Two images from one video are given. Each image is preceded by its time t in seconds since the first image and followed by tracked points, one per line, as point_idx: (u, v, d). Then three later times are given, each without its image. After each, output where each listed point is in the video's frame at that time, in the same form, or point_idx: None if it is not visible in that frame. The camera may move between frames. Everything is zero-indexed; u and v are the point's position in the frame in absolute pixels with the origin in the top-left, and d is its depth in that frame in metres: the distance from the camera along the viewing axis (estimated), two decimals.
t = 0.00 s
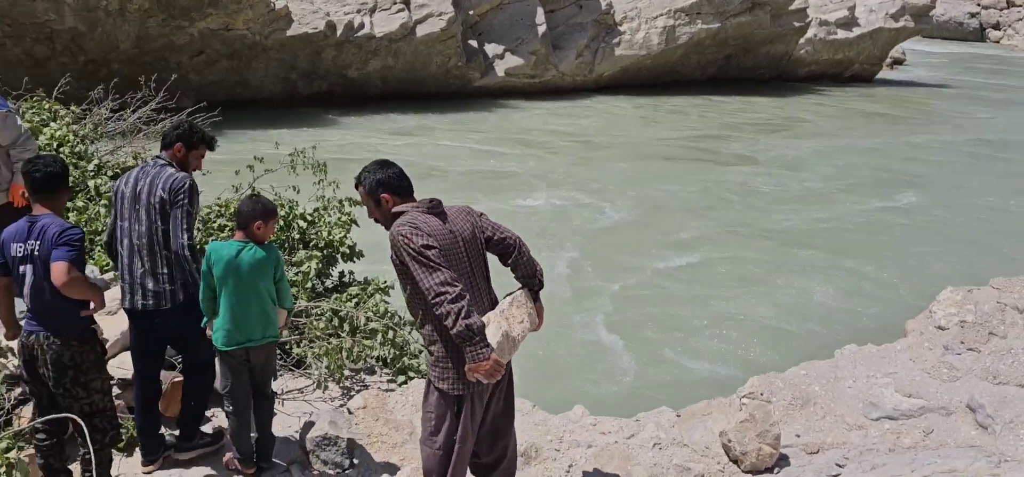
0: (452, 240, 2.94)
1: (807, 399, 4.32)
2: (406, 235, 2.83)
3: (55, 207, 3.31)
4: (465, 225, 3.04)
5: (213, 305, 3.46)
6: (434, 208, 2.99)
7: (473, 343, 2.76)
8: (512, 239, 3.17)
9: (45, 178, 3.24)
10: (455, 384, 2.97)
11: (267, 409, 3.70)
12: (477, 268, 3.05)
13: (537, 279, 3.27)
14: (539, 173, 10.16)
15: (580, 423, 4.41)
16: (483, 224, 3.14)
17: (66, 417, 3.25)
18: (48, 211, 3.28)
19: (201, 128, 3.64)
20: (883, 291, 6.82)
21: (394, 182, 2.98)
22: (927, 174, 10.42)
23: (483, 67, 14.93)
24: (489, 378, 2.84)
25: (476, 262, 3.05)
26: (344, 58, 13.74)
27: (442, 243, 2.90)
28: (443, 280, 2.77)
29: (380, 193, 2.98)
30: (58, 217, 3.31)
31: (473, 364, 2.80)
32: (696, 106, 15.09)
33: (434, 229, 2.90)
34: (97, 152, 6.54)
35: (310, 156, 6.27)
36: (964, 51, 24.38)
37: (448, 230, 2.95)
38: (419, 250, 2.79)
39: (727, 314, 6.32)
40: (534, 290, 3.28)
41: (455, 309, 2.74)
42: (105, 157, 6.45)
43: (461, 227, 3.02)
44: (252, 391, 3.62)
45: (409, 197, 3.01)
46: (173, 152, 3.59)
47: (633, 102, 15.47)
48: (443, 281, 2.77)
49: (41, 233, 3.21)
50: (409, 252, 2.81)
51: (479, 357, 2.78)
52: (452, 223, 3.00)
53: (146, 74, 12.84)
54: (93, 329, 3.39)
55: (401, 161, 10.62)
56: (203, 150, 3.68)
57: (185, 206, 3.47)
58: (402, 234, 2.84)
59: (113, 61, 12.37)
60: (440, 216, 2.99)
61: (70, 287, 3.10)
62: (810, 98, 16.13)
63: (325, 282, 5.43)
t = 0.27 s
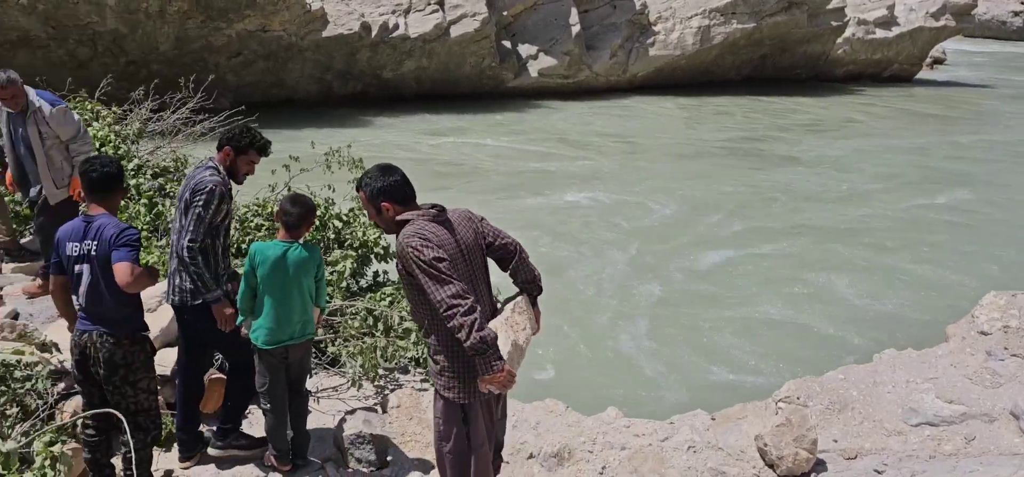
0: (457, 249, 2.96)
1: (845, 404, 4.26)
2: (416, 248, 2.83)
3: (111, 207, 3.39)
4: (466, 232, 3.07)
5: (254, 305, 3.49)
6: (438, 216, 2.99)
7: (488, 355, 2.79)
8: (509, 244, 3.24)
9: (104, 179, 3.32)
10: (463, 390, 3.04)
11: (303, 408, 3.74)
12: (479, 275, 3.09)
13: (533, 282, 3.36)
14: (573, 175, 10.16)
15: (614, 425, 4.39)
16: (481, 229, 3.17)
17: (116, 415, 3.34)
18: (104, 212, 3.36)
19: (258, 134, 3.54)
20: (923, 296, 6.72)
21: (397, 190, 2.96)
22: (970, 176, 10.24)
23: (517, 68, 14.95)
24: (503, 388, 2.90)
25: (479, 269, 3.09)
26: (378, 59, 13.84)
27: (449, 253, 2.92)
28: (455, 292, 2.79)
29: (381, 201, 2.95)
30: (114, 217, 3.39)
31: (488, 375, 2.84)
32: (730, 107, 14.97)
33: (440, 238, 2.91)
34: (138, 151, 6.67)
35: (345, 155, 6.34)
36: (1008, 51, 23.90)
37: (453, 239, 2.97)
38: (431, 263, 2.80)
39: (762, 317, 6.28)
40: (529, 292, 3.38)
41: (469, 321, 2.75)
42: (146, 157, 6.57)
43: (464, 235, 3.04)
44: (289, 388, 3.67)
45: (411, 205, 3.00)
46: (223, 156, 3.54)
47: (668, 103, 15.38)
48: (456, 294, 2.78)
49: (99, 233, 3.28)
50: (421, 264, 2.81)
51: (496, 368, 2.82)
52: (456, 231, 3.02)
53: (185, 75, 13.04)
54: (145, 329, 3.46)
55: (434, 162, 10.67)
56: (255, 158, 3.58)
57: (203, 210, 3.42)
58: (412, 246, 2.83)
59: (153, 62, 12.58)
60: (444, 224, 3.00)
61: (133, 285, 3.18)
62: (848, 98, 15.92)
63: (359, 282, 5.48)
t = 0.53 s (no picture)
0: (455, 253, 2.98)
1: (883, 408, 4.20)
2: (418, 252, 2.83)
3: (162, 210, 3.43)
4: (463, 237, 3.09)
5: (292, 306, 3.51)
6: (435, 222, 3.01)
7: (494, 357, 2.79)
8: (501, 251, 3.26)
9: (156, 182, 3.37)
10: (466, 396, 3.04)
11: (337, 407, 3.78)
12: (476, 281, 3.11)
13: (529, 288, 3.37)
14: (606, 176, 10.13)
15: (647, 427, 4.36)
16: (475, 235, 3.20)
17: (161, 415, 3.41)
18: (155, 215, 3.40)
19: (319, 144, 3.54)
20: (963, 302, 6.61)
21: (393, 195, 3.00)
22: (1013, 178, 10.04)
23: (550, 68, 14.95)
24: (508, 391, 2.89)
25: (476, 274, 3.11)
26: (412, 60, 13.92)
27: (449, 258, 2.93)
28: (459, 295, 2.79)
29: (377, 208, 2.98)
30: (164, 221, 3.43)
31: (495, 379, 2.82)
32: (765, 107, 14.82)
33: (439, 243, 2.92)
34: (178, 151, 6.78)
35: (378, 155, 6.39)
36: None
37: (452, 244, 2.99)
38: (433, 267, 2.80)
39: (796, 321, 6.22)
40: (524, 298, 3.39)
41: (474, 323, 2.76)
42: (185, 158, 6.68)
43: (460, 240, 3.06)
44: (324, 387, 3.71)
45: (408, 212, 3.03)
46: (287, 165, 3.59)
47: (702, 103, 15.27)
48: (460, 297, 2.79)
49: (149, 236, 3.33)
50: (423, 269, 2.81)
51: (503, 371, 2.81)
52: (453, 238, 3.03)
53: (222, 76, 13.21)
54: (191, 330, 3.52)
55: (467, 162, 10.70)
56: (317, 168, 3.58)
57: (253, 217, 3.53)
58: (414, 251, 2.84)
59: (191, 63, 12.78)
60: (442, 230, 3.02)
61: (183, 289, 3.23)
62: (886, 99, 15.68)
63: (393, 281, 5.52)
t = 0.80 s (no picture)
0: (434, 261, 3.07)
1: (921, 410, 4.14)
2: (396, 258, 2.93)
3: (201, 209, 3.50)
4: (443, 246, 3.18)
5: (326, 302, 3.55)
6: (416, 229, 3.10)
7: (464, 364, 2.89)
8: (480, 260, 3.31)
9: (194, 182, 3.44)
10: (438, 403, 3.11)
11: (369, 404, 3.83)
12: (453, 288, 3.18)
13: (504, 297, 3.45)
14: (639, 173, 10.08)
15: (679, 427, 4.33)
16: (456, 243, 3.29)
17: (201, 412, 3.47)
18: (193, 213, 3.47)
19: (382, 139, 3.63)
20: (1005, 302, 6.49)
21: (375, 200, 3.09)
22: None
23: (583, 65, 14.92)
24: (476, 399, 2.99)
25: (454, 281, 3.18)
26: (445, 57, 13.96)
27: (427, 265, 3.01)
28: (433, 302, 2.89)
29: (361, 211, 3.07)
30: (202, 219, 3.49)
31: (463, 387, 2.92)
32: (801, 104, 14.64)
33: (419, 250, 3.01)
34: (214, 149, 6.89)
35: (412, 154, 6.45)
36: None
37: (431, 251, 3.07)
38: (411, 273, 2.90)
39: (832, 322, 6.14)
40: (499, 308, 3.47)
41: (446, 330, 2.86)
42: (221, 155, 6.79)
43: (439, 248, 3.14)
44: (357, 383, 3.74)
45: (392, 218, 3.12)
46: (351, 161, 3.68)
47: (736, 100, 15.11)
48: (433, 305, 2.89)
49: (186, 235, 3.40)
50: (400, 274, 2.91)
51: (472, 379, 2.91)
52: (433, 245, 3.11)
53: (258, 74, 13.37)
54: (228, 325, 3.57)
55: (499, 159, 10.71)
56: (382, 160, 3.67)
57: (328, 219, 3.79)
58: (393, 256, 2.93)
59: (227, 62, 12.97)
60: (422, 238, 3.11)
61: (217, 287, 3.28)
62: (926, 95, 15.41)
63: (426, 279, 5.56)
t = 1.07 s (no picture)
0: (417, 252, 3.09)
1: (960, 410, 4.07)
2: (373, 251, 2.97)
3: (228, 200, 3.55)
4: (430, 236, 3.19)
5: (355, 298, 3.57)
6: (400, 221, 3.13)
7: (437, 355, 2.92)
8: (473, 249, 3.33)
9: (220, 174, 3.49)
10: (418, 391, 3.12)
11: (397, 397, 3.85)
12: (441, 277, 3.21)
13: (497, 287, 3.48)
14: (670, 169, 10.02)
15: (711, 424, 4.29)
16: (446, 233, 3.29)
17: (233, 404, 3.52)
18: (219, 205, 3.52)
19: (461, 142, 3.82)
20: None
21: (364, 188, 3.16)
22: None
23: (615, 61, 14.86)
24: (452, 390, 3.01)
25: (441, 270, 3.21)
26: (477, 53, 13.98)
27: (408, 255, 3.04)
28: (408, 294, 2.93)
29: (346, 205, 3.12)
30: (228, 210, 3.55)
31: (437, 378, 2.97)
32: (836, 99, 14.44)
33: (399, 242, 3.04)
34: (249, 144, 6.98)
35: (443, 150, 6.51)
36: None
37: (414, 242, 3.10)
38: (385, 266, 2.94)
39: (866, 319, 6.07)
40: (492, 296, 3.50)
41: (419, 322, 2.89)
42: (255, 151, 6.88)
43: (427, 237, 3.16)
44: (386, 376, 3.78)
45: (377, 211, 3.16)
46: (431, 167, 3.86)
47: (770, 95, 14.94)
48: (407, 298, 2.92)
49: (210, 226, 3.46)
50: (376, 268, 2.96)
51: (445, 370, 2.94)
52: (419, 235, 3.14)
53: (292, 71, 13.50)
54: (252, 316, 3.62)
55: (530, 155, 10.70)
56: (461, 164, 3.85)
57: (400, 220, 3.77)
58: (370, 248, 2.98)
59: (262, 59, 13.13)
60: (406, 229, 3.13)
61: (235, 276, 3.34)
62: (966, 90, 15.12)
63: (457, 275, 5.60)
